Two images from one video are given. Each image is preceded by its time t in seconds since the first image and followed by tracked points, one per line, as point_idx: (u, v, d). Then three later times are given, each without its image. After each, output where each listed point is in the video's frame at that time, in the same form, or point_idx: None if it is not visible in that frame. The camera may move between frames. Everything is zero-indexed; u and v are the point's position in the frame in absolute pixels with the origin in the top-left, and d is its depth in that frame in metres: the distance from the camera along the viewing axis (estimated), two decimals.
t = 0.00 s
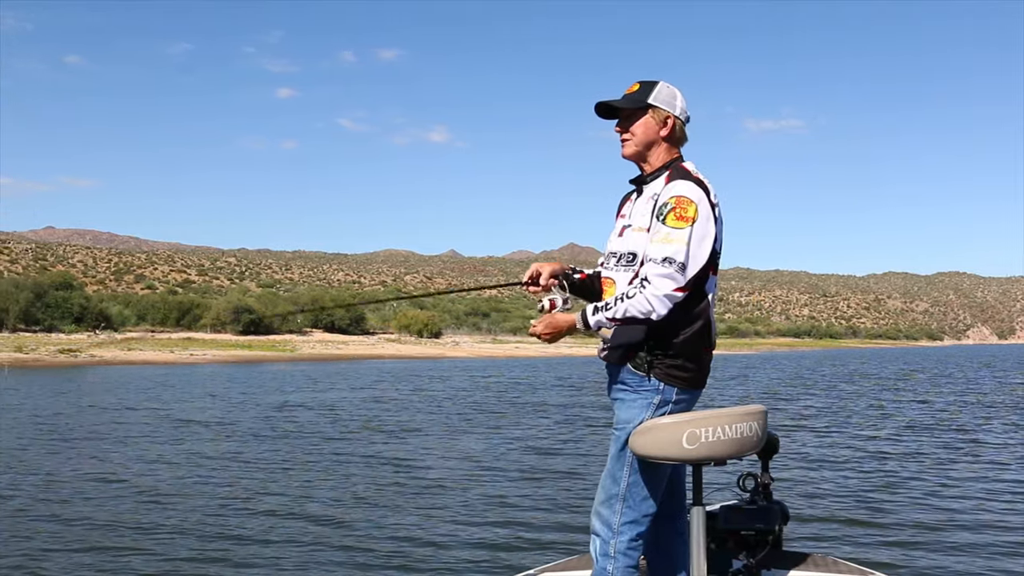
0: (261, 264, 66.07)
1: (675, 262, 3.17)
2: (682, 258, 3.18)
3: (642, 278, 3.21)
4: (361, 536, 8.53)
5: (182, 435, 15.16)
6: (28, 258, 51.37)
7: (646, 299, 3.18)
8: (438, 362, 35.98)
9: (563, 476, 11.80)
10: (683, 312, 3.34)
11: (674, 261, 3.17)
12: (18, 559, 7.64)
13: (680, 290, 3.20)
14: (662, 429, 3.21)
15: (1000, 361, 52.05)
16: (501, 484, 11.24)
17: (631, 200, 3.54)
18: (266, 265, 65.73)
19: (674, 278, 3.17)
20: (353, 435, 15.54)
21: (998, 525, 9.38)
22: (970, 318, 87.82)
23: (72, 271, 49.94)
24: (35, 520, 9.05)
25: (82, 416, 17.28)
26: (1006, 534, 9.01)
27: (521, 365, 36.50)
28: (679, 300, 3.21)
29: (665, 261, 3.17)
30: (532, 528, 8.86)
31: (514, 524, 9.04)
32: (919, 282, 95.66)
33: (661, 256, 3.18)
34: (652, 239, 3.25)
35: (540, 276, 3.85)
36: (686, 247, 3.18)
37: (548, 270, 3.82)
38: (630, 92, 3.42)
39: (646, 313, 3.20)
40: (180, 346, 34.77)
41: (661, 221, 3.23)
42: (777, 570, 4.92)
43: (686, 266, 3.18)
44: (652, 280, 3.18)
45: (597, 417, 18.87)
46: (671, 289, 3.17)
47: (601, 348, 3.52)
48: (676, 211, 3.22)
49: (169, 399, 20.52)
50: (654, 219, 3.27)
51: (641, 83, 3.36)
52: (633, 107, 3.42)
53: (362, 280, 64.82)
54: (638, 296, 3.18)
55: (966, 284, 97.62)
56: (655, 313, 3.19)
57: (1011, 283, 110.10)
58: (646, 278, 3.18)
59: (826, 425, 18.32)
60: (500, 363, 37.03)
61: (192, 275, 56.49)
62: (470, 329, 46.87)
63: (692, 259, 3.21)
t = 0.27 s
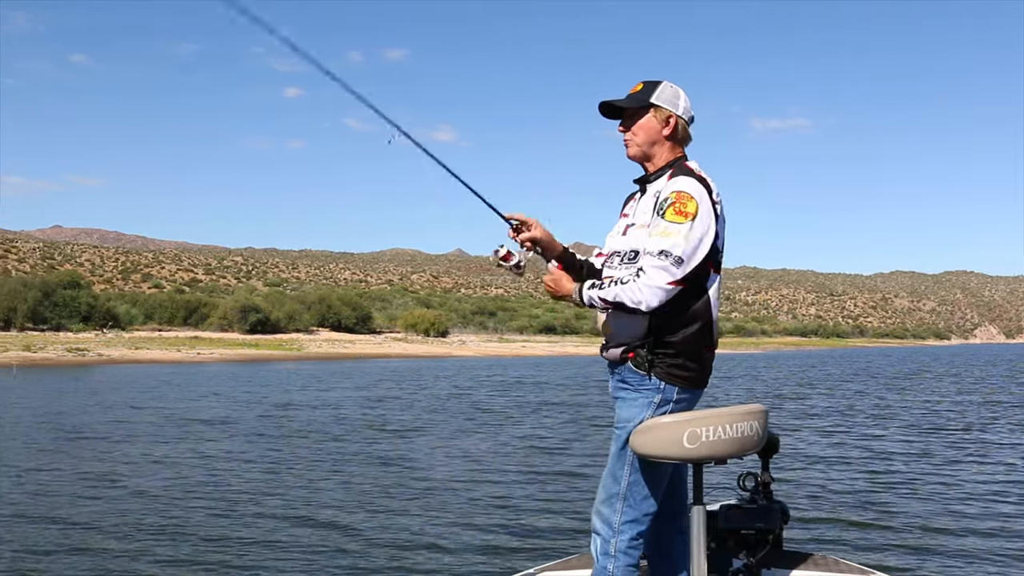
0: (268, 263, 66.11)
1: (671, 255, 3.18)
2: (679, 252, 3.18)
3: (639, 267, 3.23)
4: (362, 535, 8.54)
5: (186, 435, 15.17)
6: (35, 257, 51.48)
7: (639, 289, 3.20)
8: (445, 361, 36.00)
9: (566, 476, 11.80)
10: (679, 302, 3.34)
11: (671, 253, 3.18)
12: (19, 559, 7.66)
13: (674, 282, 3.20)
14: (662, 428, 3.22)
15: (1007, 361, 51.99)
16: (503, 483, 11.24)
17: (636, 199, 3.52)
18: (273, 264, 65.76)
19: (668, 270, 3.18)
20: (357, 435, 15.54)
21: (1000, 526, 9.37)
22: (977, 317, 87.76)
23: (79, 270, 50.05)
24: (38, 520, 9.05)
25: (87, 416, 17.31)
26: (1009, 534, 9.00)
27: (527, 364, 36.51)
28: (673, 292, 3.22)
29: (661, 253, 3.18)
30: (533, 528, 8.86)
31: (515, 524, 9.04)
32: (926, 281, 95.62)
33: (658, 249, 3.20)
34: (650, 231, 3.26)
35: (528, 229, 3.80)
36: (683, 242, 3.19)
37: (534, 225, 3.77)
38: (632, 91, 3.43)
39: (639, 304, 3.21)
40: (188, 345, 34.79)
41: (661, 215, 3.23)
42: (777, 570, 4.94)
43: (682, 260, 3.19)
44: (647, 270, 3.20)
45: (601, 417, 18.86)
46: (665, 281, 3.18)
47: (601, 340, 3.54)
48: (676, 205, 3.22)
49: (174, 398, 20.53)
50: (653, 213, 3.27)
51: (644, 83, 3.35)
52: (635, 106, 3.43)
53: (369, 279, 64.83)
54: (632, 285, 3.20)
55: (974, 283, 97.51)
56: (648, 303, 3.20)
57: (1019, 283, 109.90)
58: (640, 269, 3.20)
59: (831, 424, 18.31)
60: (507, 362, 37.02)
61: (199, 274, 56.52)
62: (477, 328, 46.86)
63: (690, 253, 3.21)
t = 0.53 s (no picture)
0: (275, 264, 66.15)
1: (655, 246, 3.18)
2: (667, 246, 3.18)
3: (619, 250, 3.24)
4: (362, 537, 8.53)
5: (190, 436, 15.17)
6: (43, 258, 51.58)
7: (616, 272, 3.21)
8: (452, 362, 35.98)
9: (570, 477, 11.77)
10: (653, 291, 3.29)
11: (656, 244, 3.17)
12: (19, 559, 7.67)
13: (653, 270, 3.20)
14: (661, 430, 3.20)
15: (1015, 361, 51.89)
16: (505, 484, 11.21)
17: (637, 199, 3.50)
18: (279, 266, 65.80)
19: (648, 256, 3.18)
20: (360, 436, 15.53)
21: (1005, 528, 9.32)
22: (984, 317, 87.62)
23: (87, 272, 50.13)
24: (39, 521, 9.07)
25: (93, 417, 17.33)
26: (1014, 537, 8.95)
27: (534, 365, 36.49)
28: (651, 280, 3.22)
29: (646, 241, 3.19)
30: (534, 530, 8.84)
31: (516, 525, 9.03)
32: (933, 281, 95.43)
33: (646, 237, 3.20)
34: (641, 223, 3.26)
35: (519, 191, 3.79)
36: (672, 236, 3.17)
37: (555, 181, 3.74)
38: (638, 92, 3.40)
39: (615, 286, 3.21)
40: (195, 346, 34.80)
41: (654, 209, 3.23)
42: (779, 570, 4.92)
43: (670, 253, 3.18)
44: (627, 252, 3.20)
45: (606, 418, 18.81)
46: (645, 266, 3.19)
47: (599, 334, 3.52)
48: (671, 201, 3.21)
49: (179, 399, 20.55)
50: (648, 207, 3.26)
51: (647, 84, 3.33)
52: (638, 106, 3.40)
53: (375, 280, 64.85)
54: (608, 266, 3.22)
55: (982, 284, 97.37)
56: (622, 285, 3.20)
57: None
58: (622, 250, 3.21)
59: (838, 425, 18.26)
60: (513, 363, 37.01)
61: (206, 275, 56.58)
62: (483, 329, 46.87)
63: (680, 247, 3.19)
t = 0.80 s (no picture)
0: (283, 266, 66.24)
1: (655, 246, 3.18)
2: (668, 247, 3.17)
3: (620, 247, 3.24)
4: (364, 538, 8.53)
5: (195, 437, 15.17)
6: (52, 260, 51.72)
7: (614, 270, 3.21)
8: (460, 364, 36.02)
9: (574, 479, 11.75)
10: (652, 292, 3.27)
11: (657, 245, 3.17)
12: (21, 560, 7.68)
13: (652, 270, 3.20)
14: (662, 432, 3.19)
15: None
16: (509, 486, 11.20)
17: (641, 201, 3.49)
18: (287, 267, 65.86)
19: (648, 256, 3.18)
20: (365, 438, 15.53)
21: (1009, 531, 9.29)
22: (993, 320, 87.63)
23: (96, 274, 50.26)
24: (43, 521, 9.08)
25: (98, 418, 17.34)
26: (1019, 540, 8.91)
27: (543, 367, 36.49)
28: (650, 279, 3.22)
29: (646, 241, 3.19)
30: (536, 531, 8.82)
31: (518, 527, 9.02)
32: (942, 283, 95.32)
33: (647, 237, 3.20)
34: (644, 221, 3.25)
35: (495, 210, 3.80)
36: (674, 237, 3.18)
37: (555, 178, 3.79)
38: (648, 93, 3.39)
39: (611, 284, 3.22)
40: (205, 348, 34.83)
41: (656, 209, 3.23)
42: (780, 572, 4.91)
43: (671, 253, 3.17)
44: (626, 252, 3.21)
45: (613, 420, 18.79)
46: (644, 266, 3.19)
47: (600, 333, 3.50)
48: (673, 202, 3.22)
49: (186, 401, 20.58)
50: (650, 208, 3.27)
51: (655, 85, 3.33)
52: (645, 108, 3.40)
53: (383, 281, 64.95)
54: (608, 263, 3.21)
55: (991, 286, 97.26)
56: (619, 285, 3.20)
57: None
58: (622, 248, 3.21)
59: (845, 427, 18.23)
60: (522, 365, 37.00)
61: (215, 277, 56.66)
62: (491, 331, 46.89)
63: (681, 248, 3.18)
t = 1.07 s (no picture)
0: (290, 267, 66.35)
1: (672, 255, 3.15)
2: (683, 253, 3.15)
3: (637, 260, 3.20)
4: (364, 538, 8.56)
5: (200, 438, 15.24)
6: (60, 260, 51.89)
7: (633, 283, 3.17)
8: (467, 364, 36.03)
9: (576, 479, 11.77)
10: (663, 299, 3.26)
11: (674, 253, 3.14)
12: (23, 559, 7.72)
13: (669, 281, 3.17)
14: (663, 432, 3.22)
15: None
16: (511, 487, 11.22)
17: (644, 201, 3.49)
18: (294, 268, 65.97)
19: (666, 267, 3.15)
20: (369, 438, 15.57)
21: (1011, 533, 9.29)
22: (1001, 321, 87.40)
23: (104, 274, 50.39)
24: (46, 520, 9.14)
25: (105, 418, 17.42)
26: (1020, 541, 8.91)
27: (549, 368, 36.50)
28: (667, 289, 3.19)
29: (663, 251, 3.15)
30: (537, 532, 8.84)
31: (519, 527, 9.04)
32: (950, 283, 95.18)
33: (661, 246, 3.17)
34: (654, 228, 3.24)
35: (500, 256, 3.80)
36: (688, 243, 3.16)
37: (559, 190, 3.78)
38: (654, 93, 3.41)
39: (629, 297, 3.18)
40: (212, 348, 34.93)
41: (667, 214, 3.21)
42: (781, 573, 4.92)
43: (685, 260, 3.16)
44: (645, 263, 3.17)
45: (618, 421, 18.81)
46: (662, 277, 3.16)
47: (606, 341, 3.50)
48: (683, 205, 3.20)
49: (192, 401, 20.64)
50: (659, 212, 3.25)
51: (662, 85, 3.36)
52: (650, 108, 3.41)
53: (390, 282, 65.02)
54: (628, 277, 3.17)
55: (999, 286, 97.06)
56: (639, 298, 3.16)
57: None
58: (640, 261, 3.18)
59: (850, 429, 18.22)
60: (529, 365, 37.01)
61: (222, 277, 56.77)
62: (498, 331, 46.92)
63: (694, 255, 3.17)
